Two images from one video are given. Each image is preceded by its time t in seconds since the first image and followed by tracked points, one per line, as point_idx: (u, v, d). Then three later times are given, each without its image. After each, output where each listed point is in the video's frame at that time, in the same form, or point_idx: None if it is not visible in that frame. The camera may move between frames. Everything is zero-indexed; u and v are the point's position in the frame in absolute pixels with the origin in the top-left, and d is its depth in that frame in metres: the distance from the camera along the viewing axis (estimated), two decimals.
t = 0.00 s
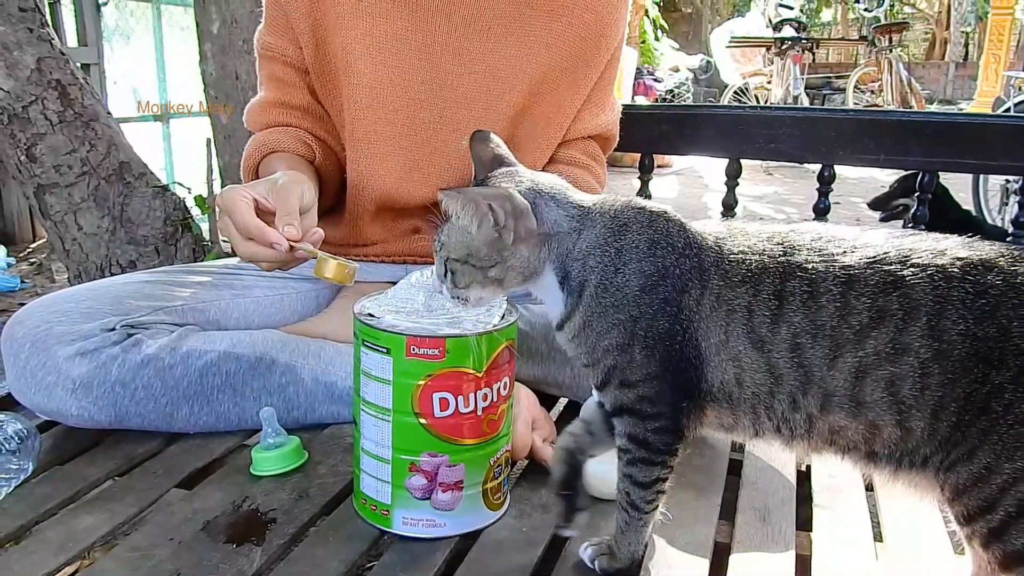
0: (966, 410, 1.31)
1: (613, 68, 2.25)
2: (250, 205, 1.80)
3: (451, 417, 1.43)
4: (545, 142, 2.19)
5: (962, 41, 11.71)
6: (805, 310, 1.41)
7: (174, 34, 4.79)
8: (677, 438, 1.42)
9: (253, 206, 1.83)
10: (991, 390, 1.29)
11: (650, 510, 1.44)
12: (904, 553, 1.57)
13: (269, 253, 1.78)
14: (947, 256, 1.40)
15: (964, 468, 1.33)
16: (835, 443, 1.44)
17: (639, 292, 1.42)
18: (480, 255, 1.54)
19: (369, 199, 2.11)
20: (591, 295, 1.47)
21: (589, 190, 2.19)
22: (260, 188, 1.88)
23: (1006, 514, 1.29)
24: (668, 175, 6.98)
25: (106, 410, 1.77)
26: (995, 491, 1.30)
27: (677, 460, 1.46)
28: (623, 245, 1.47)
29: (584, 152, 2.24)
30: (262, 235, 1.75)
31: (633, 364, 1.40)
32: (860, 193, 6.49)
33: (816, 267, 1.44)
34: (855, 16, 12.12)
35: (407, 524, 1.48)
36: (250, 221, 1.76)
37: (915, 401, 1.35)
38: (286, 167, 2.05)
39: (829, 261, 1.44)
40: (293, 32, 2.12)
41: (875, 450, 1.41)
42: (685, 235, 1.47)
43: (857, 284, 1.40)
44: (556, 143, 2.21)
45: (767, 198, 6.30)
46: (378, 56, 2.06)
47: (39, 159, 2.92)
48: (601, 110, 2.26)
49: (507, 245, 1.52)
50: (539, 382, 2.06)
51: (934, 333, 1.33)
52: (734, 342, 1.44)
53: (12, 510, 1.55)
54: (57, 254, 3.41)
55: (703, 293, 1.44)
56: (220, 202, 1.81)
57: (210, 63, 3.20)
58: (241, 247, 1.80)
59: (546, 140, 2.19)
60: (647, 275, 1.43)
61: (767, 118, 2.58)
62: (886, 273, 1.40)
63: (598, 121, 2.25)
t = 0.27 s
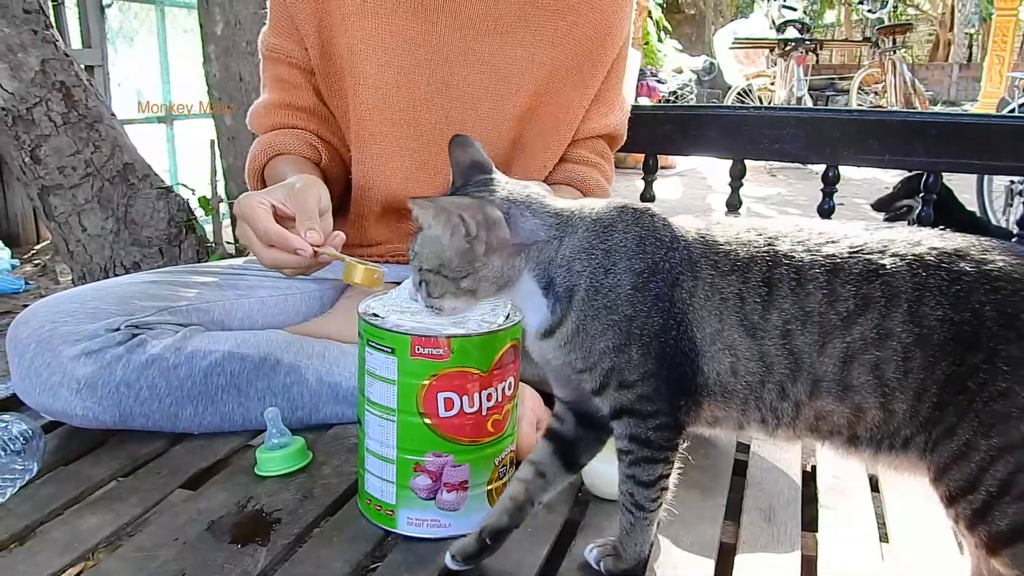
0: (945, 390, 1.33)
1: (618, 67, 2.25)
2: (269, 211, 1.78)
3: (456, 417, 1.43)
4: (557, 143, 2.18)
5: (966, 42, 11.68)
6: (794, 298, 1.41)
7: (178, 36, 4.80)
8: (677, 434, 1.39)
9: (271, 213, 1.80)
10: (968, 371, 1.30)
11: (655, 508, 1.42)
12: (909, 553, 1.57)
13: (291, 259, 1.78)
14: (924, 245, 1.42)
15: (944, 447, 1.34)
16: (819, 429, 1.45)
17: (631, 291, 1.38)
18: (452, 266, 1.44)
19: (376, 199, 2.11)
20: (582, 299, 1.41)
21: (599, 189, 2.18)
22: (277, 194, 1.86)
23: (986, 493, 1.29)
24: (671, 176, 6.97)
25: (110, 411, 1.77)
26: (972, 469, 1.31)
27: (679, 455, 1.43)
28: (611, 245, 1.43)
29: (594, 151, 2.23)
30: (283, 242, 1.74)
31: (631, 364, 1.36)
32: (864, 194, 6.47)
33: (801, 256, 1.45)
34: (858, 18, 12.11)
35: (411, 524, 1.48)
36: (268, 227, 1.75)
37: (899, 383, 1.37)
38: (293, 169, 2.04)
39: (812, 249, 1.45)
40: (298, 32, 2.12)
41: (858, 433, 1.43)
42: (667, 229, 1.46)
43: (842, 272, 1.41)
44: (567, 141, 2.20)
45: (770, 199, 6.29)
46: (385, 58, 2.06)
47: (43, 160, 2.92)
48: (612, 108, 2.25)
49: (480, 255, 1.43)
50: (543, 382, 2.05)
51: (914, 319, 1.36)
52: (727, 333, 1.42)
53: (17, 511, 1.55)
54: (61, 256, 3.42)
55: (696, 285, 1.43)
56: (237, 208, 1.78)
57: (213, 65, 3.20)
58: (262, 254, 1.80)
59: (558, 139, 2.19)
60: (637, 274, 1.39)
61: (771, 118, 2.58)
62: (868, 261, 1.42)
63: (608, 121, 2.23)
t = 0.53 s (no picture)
0: (885, 355, 1.31)
1: (623, 63, 2.26)
2: (283, 222, 1.76)
3: (457, 416, 1.42)
4: (566, 144, 2.21)
5: (969, 42, 11.66)
6: (774, 279, 1.40)
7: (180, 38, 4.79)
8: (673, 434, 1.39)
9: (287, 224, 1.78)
10: (913, 337, 1.28)
11: (655, 510, 1.42)
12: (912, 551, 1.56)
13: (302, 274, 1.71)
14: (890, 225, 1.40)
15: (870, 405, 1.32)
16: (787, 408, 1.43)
17: (614, 295, 1.38)
18: (418, 275, 1.50)
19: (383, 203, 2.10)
20: (560, 309, 1.41)
21: (610, 185, 2.24)
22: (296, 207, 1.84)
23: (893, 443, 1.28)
24: (674, 177, 6.97)
25: (112, 411, 1.77)
26: (882, 420, 1.30)
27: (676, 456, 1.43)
28: (588, 253, 1.43)
29: (602, 147, 2.27)
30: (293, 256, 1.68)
31: (620, 368, 1.36)
32: (867, 195, 6.46)
33: (774, 239, 1.44)
34: (861, 18, 12.09)
35: (413, 523, 1.48)
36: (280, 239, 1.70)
37: (855, 356, 1.34)
38: (300, 175, 2.03)
39: (789, 233, 1.44)
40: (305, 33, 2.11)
41: (820, 409, 1.41)
42: (644, 226, 1.45)
43: (816, 250, 1.40)
44: (575, 142, 2.23)
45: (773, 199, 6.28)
46: (392, 58, 2.06)
47: (45, 161, 2.93)
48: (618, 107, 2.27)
49: (444, 270, 1.47)
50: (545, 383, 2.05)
51: (877, 292, 1.33)
52: (716, 324, 1.41)
53: (19, 511, 1.55)
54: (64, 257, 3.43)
55: (681, 280, 1.41)
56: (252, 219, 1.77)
57: (216, 66, 3.21)
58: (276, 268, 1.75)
59: (567, 138, 2.20)
60: (620, 278, 1.39)
61: (773, 118, 2.58)
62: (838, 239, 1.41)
63: (615, 119, 2.26)
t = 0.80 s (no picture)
0: (871, 372, 1.31)
1: (625, 63, 2.25)
2: (294, 216, 1.77)
3: (456, 418, 1.43)
4: (570, 144, 2.20)
5: (970, 37, 11.64)
6: (754, 285, 1.39)
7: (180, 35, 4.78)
8: (656, 439, 1.40)
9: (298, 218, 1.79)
10: (898, 356, 1.28)
11: (647, 511, 1.44)
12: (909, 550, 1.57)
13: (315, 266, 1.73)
14: (878, 233, 1.38)
15: (858, 422, 1.33)
16: (772, 419, 1.43)
17: (590, 302, 1.39)
18: (412, 274, 1.51)
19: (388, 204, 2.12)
20: (541, 316, 1.42)
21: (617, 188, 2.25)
22: (307, 201, 1.85)
23: (876, 463, 1.30)
24: (674, 173, 6.97)
25: (113, 412, 1.78)
26: (874, 442, 1.30)
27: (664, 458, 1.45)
28: (566, 261, 1.44)
29: (607, 149, 2.27)
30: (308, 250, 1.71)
31: (600, 377, 1.37)
32: (868, 190, 6.45)
33: (761, 243, 1.42)
34: (861, 13, 12.07)
35: (413, 524, 1.49)
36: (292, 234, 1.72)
37: (840, 370, 1.34)
38: (305, 177, 2.04)
39: (772, 237, 1.42)
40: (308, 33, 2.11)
41: (804, 421, 1.41)
42: (625, 233, 1.45)
43: (799, 258, 1.39)
44: (580, 143, 2.22)
45: (774, 195, 6.28)
46: (394, 58, 2.05)
47: (46, 160, 2.94)
48: (621, 108, 2.27)
49: (437, 269, 1.48)
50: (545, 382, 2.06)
51: (863, 306, 1.32)
52: (694, 331, 1.40)
53: (20, 512, 1.56)
54: (65, 256, 3.43)
55: (658, 288, 1.41)
56: (265, 213, 1.79)
57: (216, 64, 3.21)
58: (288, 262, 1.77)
59: (571, 140, 2.20)
60: (596, 286, 1.39)
61: (773, 116, 2.58)
62: (825, 245, 1.39)
63: (619, 121, 2.26)
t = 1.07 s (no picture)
0: (869, 377, 1.31)
1: (628, 66, 2.24)
2: (298, 211, 1.80)
3: (456, 421, 1.44)
4: (572, 147, 2.20)
5: (968, 37, 11.64)
6: (750, 291, 1.40)
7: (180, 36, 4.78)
8: (645, 442, 1.41)
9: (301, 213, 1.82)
10: (896, 361, 1.28)
11: (641, 513, 1.44)
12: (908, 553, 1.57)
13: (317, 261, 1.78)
14: (874, 238, 1.38)
15: (856, 429, 1.32)
16: (769, 425, 1.43)
17: (579, 301, 1.38)
18: (403, 261, 1.47)
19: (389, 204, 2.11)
20: (529, 312, 1.41)
21: (621, 191, 2.23)
22: (310, 195, 1.88)
23: (875, 468, 1.30)
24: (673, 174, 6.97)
25: (113, 414, 1.79)
26: (872, 447, 1.30)
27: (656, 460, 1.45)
28: (556, 259, 1.43)
29: (612, 153, 2.26)
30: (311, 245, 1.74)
31: (589, 377, 1.37)
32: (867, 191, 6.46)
33: (757, 248, 1.42)
34: (860, 14, 12.08)
35: (413, 527, 1.49)
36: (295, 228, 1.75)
37: (836, 377, 1.34)
38: (303, 176, 2.04)
39: (768, 241, 1.43)
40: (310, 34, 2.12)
41: (802, 428, 1.41)
42: (616, 236, 1.45)
43: (795, 263, 1.39)
44: (582, 147, 2.22)
45: (773, 196, 6.28)
46: (397, 60, 2.06)
47: (46, 162, 2.94)
48: (625, 112, 2.26)
49: (427, 254, 1.45)
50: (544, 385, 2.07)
51: (860, 312, 1.32)
52: (686, 335, 1.41)
53: (20, 515, 1.56)
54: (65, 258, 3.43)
55: (650, 291, 1.41)
56: (268, 207, 1.81)
57: (215, 65, 3.21)
58: (289, 256, 1.81)
59: (572, 142, 2.20)
60: (585, 286, 1.39)
61: (772, 118, 2.58)
62: (821, 252, 1.39)
63: (622, 125, 2.26)
